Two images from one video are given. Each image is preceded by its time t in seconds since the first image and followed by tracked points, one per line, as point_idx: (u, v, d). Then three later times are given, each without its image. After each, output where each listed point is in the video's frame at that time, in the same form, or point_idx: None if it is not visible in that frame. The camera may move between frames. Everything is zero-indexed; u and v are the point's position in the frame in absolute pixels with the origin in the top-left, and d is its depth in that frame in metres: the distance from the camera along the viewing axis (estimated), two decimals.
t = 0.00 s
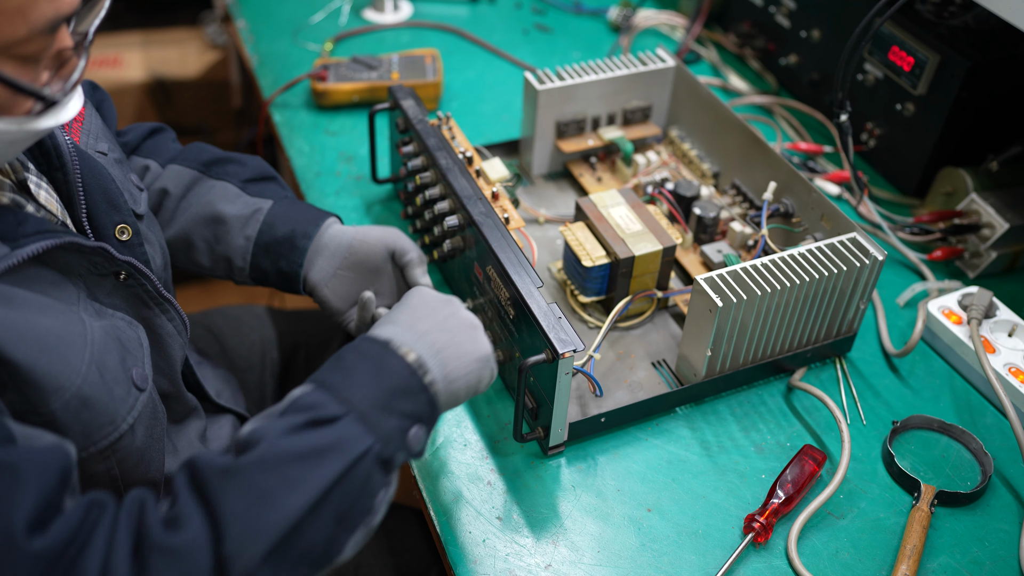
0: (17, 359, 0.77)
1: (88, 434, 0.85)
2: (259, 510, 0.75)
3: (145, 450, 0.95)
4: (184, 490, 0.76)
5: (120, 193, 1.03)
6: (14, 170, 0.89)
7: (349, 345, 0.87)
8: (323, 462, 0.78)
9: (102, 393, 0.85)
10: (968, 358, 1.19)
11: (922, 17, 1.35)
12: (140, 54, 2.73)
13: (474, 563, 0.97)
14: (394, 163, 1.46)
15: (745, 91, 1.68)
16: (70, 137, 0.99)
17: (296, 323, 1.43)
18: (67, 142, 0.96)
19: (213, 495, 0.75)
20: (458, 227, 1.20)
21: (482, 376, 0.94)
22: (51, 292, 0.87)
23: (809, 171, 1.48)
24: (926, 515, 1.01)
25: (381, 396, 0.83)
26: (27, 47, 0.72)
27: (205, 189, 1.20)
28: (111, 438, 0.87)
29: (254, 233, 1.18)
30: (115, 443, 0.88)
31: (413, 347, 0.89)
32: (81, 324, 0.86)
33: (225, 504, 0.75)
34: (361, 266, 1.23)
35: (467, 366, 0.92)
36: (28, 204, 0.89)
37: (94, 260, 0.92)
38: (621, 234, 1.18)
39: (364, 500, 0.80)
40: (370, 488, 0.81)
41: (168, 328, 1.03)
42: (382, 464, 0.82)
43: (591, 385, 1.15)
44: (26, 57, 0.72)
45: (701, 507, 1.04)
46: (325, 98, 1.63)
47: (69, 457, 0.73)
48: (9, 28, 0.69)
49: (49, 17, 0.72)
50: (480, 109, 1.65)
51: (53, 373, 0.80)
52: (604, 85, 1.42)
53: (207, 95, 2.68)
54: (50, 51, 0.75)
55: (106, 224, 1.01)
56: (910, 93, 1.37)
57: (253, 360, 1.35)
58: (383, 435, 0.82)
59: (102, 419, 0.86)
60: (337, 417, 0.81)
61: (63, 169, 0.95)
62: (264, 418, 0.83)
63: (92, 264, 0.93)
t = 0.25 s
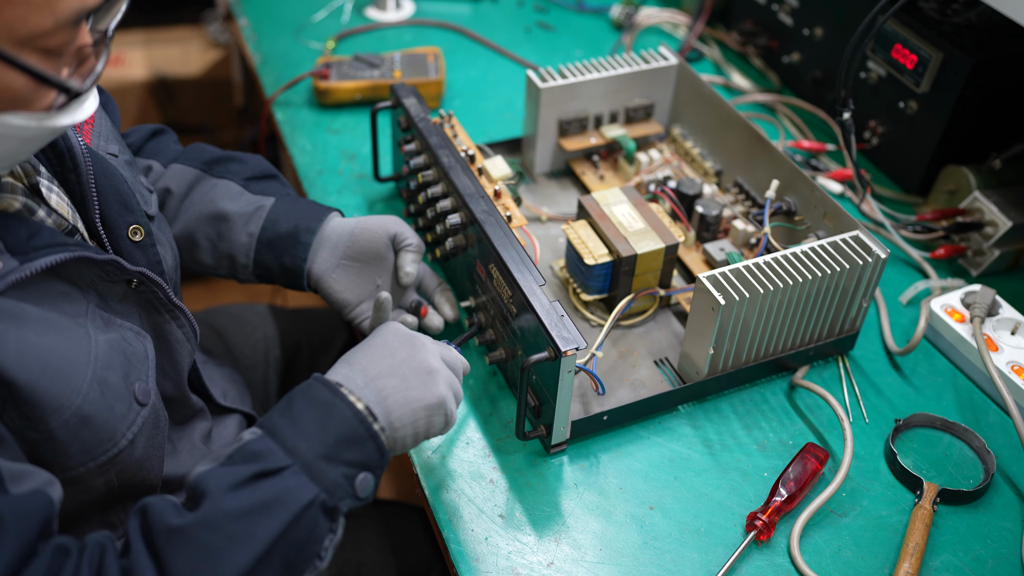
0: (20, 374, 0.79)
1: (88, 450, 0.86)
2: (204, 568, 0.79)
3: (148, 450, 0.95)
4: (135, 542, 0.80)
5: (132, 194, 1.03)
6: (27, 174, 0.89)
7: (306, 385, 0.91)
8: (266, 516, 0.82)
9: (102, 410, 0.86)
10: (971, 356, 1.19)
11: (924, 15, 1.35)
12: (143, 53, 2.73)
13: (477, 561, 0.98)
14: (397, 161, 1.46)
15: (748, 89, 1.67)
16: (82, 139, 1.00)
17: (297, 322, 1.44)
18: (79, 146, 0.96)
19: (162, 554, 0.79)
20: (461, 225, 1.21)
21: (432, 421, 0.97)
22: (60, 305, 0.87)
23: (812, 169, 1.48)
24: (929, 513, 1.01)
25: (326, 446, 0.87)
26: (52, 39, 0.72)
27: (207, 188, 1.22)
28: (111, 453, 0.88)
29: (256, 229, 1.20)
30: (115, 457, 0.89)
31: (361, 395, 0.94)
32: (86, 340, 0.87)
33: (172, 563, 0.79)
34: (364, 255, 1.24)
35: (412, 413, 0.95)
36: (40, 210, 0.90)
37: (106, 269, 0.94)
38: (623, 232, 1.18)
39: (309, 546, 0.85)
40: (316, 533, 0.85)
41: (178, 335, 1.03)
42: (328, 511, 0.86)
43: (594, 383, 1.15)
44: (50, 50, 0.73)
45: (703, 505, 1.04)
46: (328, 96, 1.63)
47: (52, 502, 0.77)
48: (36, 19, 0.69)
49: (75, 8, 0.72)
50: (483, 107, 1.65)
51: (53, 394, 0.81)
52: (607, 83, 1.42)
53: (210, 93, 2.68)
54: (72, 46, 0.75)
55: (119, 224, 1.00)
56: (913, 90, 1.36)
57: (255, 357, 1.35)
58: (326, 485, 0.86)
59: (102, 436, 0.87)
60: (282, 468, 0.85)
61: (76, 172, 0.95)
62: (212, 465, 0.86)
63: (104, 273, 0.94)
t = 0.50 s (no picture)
0: (23, 377, 0.79)
1: (89, 453, 0.86)
2: (197, 543, 0.79)
3: (150, 449, 0.96)
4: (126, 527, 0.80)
5: (133, 199, 1.02)
6: (30, 176, 0.90)
7: (274, 367, 0.93)
8: (248, 489, 0.83)
9: (104, 414, 0.87)
10: (973, 355, 1.19)
11: (926, 14, 1.35)
12: (145, 52, 2.74)
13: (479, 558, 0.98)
14: (398, 160, 1.46)
15: (749, 87, 1.68)
16: (84, 141, 0.99)
17: (299, 321, 1.45)
18: (80, 149, 0.96)
19: (155, 537, 0.79)
20: (463, 223, 1.21)
21: (396, 401, 1.00)
22: (61, 308, 0.87)
23: (813, 168, 1.48)
24: (931, 511, 1.01)
25: (298, 421, 0.89)
26: (57, 44, 0.72)
27: (226, 192, 1.21)
28: (111, 456, 0.89)
29: (276, 236, 1.19)
30: (116, 461, 0.89)
31: (328, 373, 0.97)
32: (87, 342, 0.87)
33: (167, 543, 0.79)
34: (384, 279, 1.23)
35: (378, 391, 0.99)
36: (42, 212, 0.91)
37: (107, 271, 0.93)
38: (625, 231, 1.18)
39: (293, 517, 0.86)
40: (298, 504, 0.86)
41: (179, 339, 1.03)
42: (304, 482, 0.88)
43: (596, 381, 1.15)
44: (55, 55, 0.72)
45: (705, 503, 1.05)
46: (329, 95, 1.63)
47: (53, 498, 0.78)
48: (43, 25, 0.69)
49: (81, 14, 0.72)
50: (484, 106, 1.65)
51: (54, 398, 0.82)
52: (608, 82, 1.42)
53: (211, 92, 2.69)
54: (77, 51, 0.75)
55: (119, 229, 1.00)
56: (915, 89, 1.36)
57: (258, 356, 1.35)
58: (302, 456, 0.88)
59: (103, 439, 0.87)
60: (256, 443, 0.87)
61: (76, 176, 0.96)
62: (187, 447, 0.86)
63: (106, 275, 0.93)
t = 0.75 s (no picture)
0: (19, 377, 0.79)
1: (87, 454, 0.86)
2: (196, 523, 0.80)
3: (151, 447, 0.96)
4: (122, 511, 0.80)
5: (134, 204, 1.02)
6: (31, 177, 0.89)
7: (261, 350, 0.95)
8: (244, 468, 0.84)
9: (101, 415, 0.87)
10: (975, 354, 1.19)
11: (928, 13, 1.35)
12: (146, 51, 2.74)
13: (481, 558, 0.98)
14: (400, 159, 1.46)
15: (751, 87, 1.68)
16: (87, 143, 0.99)
17: (301, 320, 1.45)
18: (81, 149, 0.96)
19: (153, 519, 0.80)
20: (465, 222, 1.21)
21: (377, 386, 1.02)
22: (59, 309, 0.87)
23: (815, 167, 1.48)
24: (933, 511, 1.01)
25: (286, 401, 0.91)
26: (54, 49, 0.72)
27: (241, 199, 1.20)
28: (109, 457, 0.89)
29: (290, 246, 1.18)
30: (115, 461, 0.90)
31: (312, 356, 0.99)
32: (84, 344, 0.87)
33: (167, 525, 0.79)
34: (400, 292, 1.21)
35: (360, 375, 1.00)
36: (43, 214, 0.90)
37: (106, 272, 0.93)
38: (627, 230, 1.18)
39: (286, 494, 0.87)
40: (290, 482, 0.88)
41: (178, 341, 1.03)
42: (294, 460, 0.89)
43: (597, 381, 1.15)
44: (53, 60, 0.72)
45: (707, 503, 1.05)
46: (331, 94, 1.63)
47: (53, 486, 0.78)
48: (39, 29, 0.69)
49: (77, 19, 0.72)
50: (486, 105, 1.65)
51: (51, 399, 0.81)
52: (610, 81, 1.42)
53: (213, 91, 2.69)
54: (77, 55, 0.75)
55: (118, 234, 1.00)
56: (917, 89, 1.36)
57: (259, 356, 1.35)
58: (291, 435, 0.89)
59: (101, 440, 0.87)
60: (246, 422, 0.88)
61: (77, 178, 0.96)
62: (176, 430, 0.87)
63: (104, 276, 0.93)
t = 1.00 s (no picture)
0: (13, 365, 0.78)
1: (84, 444, 0.85)
2: (251, 503, 0.76)
3: (152, 443, 0.95)
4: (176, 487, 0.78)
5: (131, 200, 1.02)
6: (25, 173, 0.89)
7: (341, 346, 0.89)
8: (312, 456, 0.79)
9: (99, 404, 0.85)
10: (976, 354, 1.19)
11: (930, 14, 1.35)
12: (148, 50, 2.74)
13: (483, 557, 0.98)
14: (402, 158, 1.46)
15: (753, 87, 1.68)
16: (84, 138, 0.99)
17: (303, 319, 1.45)
18: (79, 146, 0.96)
19: (207, 491, 0.77)
20: (466, 222, 1.21)
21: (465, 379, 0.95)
22: (54, 300, 0.88)
23: (817, 167, 1.48)
24: (934, 511, 1.01)
25: (366, 395, 0.84)
26: (38, 62, 0.72)
27: (249, 196, 1.20)
28: (108, 447, 0.88)
29: (298, 246, 1.17)
30: (113, 452, 0.88)
31: (396, 348, 0.91)
32: (81, 334, 0.86)
33: (219, 499, 0.76)
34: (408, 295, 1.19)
35: (448, 367, 0.93)
36: (37, 209, 0.89)
37: (100, 266, 0.93)
38: (630, 230, 1.18)
39: (354, 494, 0.81)
40: (361, 482, 0.82)
41: (176, 334, 1.04)
42: (372, 460, 0.83)
43: (599, 380, 1.15)
44: (37, 72, 0.72)
45: (708, 502, 1.05)
46: (333, 93, 1.63)
47: (59, 457, 0.74)
48: (20, 44, 0.69)
49: (61, 33, 0.71)
50: (488, 105, 1.65)
51: (46, 387, 0.80)
52: (613, 81, 1.42)
53: (214, 90, 2.69)
54: (62, 65, 0.75)
55: (114, 231, 1.01)
56: (918, 89, 1.36)
57: (261, 355, 1.35)
58: (369, 431, 0.83)
59: (98, 430, 0.86)
60: (324, 414, 0.83)
61: (73, 174, 0.96)
62: (253, 416, 0.84)
63: (98, 270, 0.93)
